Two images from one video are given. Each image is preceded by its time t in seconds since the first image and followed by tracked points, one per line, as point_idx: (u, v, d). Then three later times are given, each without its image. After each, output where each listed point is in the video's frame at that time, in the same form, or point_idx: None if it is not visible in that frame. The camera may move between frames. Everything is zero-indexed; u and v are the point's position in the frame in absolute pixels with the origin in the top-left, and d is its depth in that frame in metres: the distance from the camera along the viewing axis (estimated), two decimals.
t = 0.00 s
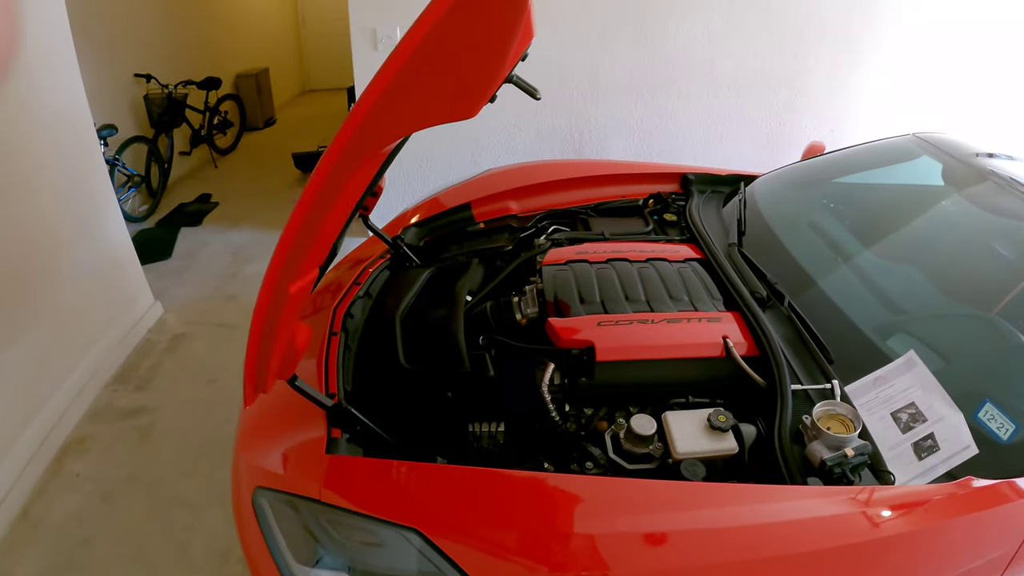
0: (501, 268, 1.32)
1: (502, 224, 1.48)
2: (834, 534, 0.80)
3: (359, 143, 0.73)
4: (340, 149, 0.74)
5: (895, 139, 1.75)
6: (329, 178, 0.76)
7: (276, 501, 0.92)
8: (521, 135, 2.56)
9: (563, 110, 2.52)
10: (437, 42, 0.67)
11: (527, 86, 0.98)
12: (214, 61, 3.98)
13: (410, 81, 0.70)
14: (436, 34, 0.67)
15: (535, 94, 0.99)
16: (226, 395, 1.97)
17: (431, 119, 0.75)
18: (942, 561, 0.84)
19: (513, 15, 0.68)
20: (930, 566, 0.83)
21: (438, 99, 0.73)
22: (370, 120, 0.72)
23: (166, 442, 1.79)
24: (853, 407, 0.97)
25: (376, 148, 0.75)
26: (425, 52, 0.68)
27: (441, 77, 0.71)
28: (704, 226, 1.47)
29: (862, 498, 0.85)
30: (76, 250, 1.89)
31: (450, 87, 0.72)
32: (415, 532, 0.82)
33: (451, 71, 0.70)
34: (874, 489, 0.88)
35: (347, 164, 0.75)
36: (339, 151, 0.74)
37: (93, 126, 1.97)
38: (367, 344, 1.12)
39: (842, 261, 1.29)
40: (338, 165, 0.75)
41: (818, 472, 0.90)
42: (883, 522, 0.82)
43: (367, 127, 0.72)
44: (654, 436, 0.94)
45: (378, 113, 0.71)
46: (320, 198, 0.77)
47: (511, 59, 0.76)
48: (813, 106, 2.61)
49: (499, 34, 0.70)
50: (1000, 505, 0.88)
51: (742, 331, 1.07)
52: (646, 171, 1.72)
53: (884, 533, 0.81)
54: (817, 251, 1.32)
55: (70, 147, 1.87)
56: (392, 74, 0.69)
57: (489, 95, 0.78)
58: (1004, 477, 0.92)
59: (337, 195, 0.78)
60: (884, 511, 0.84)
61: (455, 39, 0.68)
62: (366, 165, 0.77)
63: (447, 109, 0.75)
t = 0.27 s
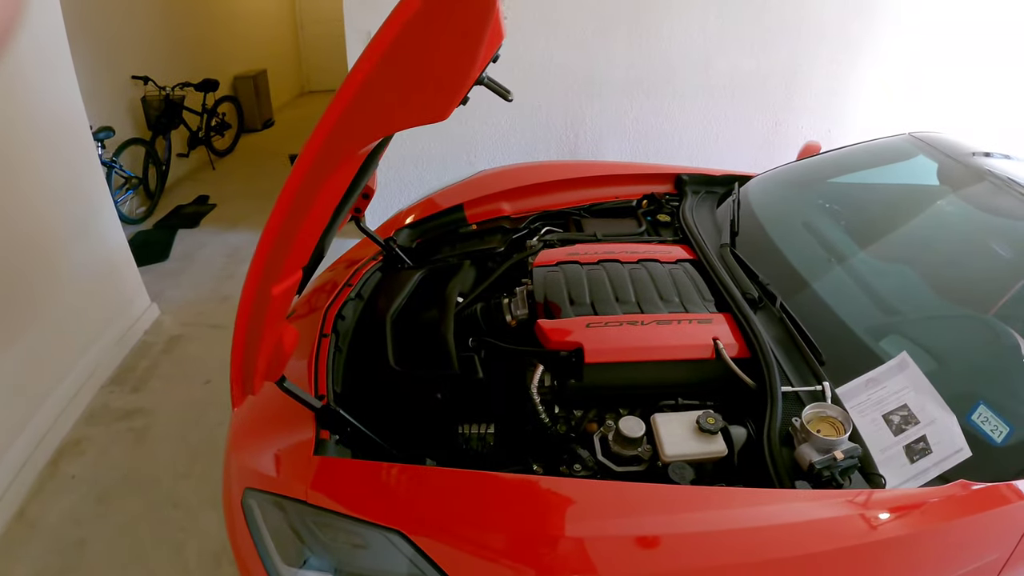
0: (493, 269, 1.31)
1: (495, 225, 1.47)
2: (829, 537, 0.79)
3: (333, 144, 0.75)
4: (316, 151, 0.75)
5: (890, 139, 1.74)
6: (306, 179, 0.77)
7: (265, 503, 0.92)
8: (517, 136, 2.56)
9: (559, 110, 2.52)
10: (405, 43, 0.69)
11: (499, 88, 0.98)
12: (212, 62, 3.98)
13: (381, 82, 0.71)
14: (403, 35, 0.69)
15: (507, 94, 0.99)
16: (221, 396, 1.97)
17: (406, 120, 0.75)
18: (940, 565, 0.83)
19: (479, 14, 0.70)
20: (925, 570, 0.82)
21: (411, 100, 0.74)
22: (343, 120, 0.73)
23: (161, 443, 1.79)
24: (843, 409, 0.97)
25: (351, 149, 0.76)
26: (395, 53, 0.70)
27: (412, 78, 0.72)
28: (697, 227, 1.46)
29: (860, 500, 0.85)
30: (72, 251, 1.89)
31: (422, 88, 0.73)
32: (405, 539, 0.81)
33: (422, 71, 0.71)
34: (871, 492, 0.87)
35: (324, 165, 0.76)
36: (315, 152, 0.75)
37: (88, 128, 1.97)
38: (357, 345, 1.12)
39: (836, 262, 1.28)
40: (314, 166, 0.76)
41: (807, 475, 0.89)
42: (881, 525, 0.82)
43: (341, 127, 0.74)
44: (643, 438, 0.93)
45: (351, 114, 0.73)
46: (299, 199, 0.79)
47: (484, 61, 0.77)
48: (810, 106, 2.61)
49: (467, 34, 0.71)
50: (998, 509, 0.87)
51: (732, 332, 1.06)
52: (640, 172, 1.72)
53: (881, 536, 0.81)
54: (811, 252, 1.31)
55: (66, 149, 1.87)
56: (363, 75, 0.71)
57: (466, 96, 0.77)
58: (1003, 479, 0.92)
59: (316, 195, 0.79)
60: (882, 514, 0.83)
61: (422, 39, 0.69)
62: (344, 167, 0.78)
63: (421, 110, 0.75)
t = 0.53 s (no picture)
0: (489, 270, 1.32)
1: (492, 225, 1.48)
2: (827, 537, 0.79)
3: (324, 146, 0.75)
4: (305, 154, 0.76)
5: (888, 138, 1.74)
6: (297, 182, 0.77)
7: (262, 504, 0.92)
8: (516, 137, 2.56)
9: (558, 111, 2.52)
10: (392, 46, 0.69)
11: (485, 88, 0.98)
12: (211, 64, 3.99)
13: (369, 86, 0.71)
14: (390, 38, 0.69)
15: (495, 98, 0.99)
16: (220, 397, 1.98)
17: (394, 122, 0.75)
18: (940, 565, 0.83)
19: (466, 15, 0.70)
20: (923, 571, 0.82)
21: (399, 101, 0.74)
22: (332, 124, 0.73)
23: (160, 444, 1.79)
24: (839, 410, 0.97)
25: (341, 151, 0.76)
26: (381, 56, 0.70)
27: (400, 80, 0.72)
28: (694, 227, 1.47)
29: (859, 500, 0.85)
30: (71, 252, 1.89)
31: (410, 90, 0.73)
32: (403, 541, 0.81)
33: (409, 73, 0.72)
34: (871, 492, 0.87)
35: (314, 168, 0.77)
36: (304, 155, 0.76)
37: (87, 130, 1.97)
38: (354, 346, 1.12)
39: (833, 262, 1.29)
40: (304, 170, 0.77)
41: (802, 475, 0.89)
42: (880, 524, 0.82)
43: (330, 131, 0.74)
44: (639, 438, 0.94)
45: (340, 118, 0.73)
46: (290, 202, 0.79)
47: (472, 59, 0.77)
48: (809, 106, 2.61)
49: (453, 35, 0.71)
50: (996, 508, 0.87)
51: (729, 333, 1.06)
52: (637, 172, 1.72)
53: (880, 535, 0.81)
54: (808, 252, 1.31)
55: (65, 150, 1.88)
56: (351, 77, 0.71)
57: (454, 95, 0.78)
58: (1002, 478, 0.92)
59: (307, 198, 0.79)
60: (881, 513, 0.83)
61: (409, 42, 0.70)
62: (334, 169, 0.79)
63: (410, 111, 0.75)
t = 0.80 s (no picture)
0: (490, 271, 1.32)
1: (493, 226, 1.47)
2: (829, 537, 0.79)
3: (324, 146, 0.75)
4: (306, 154, 0.76)
5: (888, 138, 1.74)
6: (297, 182, 0.78)
7: (262, 504, 0.92)
8: (516, 138, 2.57)
9: (559, 112, 2.52)
10: (391, 46, 0.69)
11: (486, 89, 0.98)
12: (212, 66, 3.99)
13: (369, 85, 0.71)
14: (390, 38, 0.69)
15: (495, 96, 0.98)
16: (221, 398, 1.98)
17: (394, 123, 0.75)
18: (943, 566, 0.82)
19: (465, 15, 0.70)
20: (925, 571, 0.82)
21: (400, 101, 0.74)
22: (332, 124, 0.74)
23: (162, 445, 1.79)
24: (840, 410, 0.97)
25: (341, 151, 0.76)
26: (382, 56, 0.70)
27: (399, 80, 0.72)
28: (694, 227, 1.47)
29: (861, 500, 0.85)
30: (73, 254, 1.90)
31: (410, 90, 0.73)
32: (404, 542, 0.81)
33: (409, 73, 0.72)
34: (873, 492, 0.87)
35: (314, 168, 0.77)
36: (305, 155, 0.76)
37: (89, 131, 1.98)
38: (355, 347, 1.12)
39: (834, 262, 1.28)
40: (305, 169, 0.77)
41: (804, 475, 0.89)
42: (882, 525, 0.82)
43: (330, 131, 0.74)
44: (640, 438, 0.94)
45: (340, 117, 0.73)
46: (291, 203, 0.79)
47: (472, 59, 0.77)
48: (810, 107, 2.61)
49: (453, 35, 0.71)
50: (998, 509, 0.87)
51: (730, 333, 1.06)
52: (638, 173, 1.72)
53: (882, 536, 0.81)
54: (809, 252, 1.31)
55: (67, 152, 1.88)
56: (351, 76, 0.71)
57: (455, 95, 0.78)
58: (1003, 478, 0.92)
59: (308, 199, 0.79)
60: (882, 513, 0.83)
61: (408, 42, 0.70)
62: (334, 169, 0.79)
63: (410, 111, 0.75)
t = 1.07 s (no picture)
0: (493, 272, 1.32)
1: (496, 227, 1.47)
2: (833, 540, 0.79)
3: (329, 145, 0.75)
4: (310, 154, 0.76)
5: (892, 139, 1.74)
6: (302, 182, 0.78)
7: (265, 505, 0.92)
8: (519, 139, 2.56)
9: (561, 112, 2.52)
10: (397, 45, 0.69)
11: (492, 88, 0.98)
12: (215, 67, 4.00)
13: (374, 85, 0.71)
14: (395, 37, 0.69)
15: (502, 95, 0.98)
16: (223, 399, 1.98)
17: (400, 123, 0.75)
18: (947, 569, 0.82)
19: (471, 14, 0.69)
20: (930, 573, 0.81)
21: (406, 102, 0.74)
22: (337, 123, 0.74)
23: (164, 446, 1.79)
24: (845, 411, 0.96)
25: (346, 151, 0.76)
26: (387, 55, 0.70)
27: (404, 80, 0.72)
28: (698, 228, 1.46)
29: (864, 503, 0.84)
30: (75, 255, 1.90)
31: (415, 90, 0.73)
32: (407, 544, 0.81)
33: (415, 73, 0.71)
34: (876, 495, 0.87)
35: (319, 167, 0.77)
36: (310, 154, 0.76)
37: (91, 132, 1.98)
38: (358, 348, 1.12)
39: (839, 263, 1.28)
40: (309, 169, 0.77)
41: (809, 477, 0.89)
42: (885, 527, 0.81)
43: (335, 130, 0.74)
44: (644, 440, 0.93)
45: (345, 117, 0.73)
46: (295, 202, 0.79)
47: (478, 59, 0.77)
48: (814, 108, 2.61)
49: (459, 34, 0.71)
50: (1003, 511, 0.86)
51: (734, 334, 1.06)
52: (642, 173, 1.72)
53: (885, 539, 0.80)
54: (813, 253, 1.31)
55: (69, 153, 1.88)
56: (357, 75, 0.71)
57: (461, 95, 0.77)
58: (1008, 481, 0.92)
59: (312, 199, 0.79)
60: (887, 516, 0.83)
61: (414, 41, 0.70)
62: (339, 169, 0.78)
63: (415, 112, 0.75)
